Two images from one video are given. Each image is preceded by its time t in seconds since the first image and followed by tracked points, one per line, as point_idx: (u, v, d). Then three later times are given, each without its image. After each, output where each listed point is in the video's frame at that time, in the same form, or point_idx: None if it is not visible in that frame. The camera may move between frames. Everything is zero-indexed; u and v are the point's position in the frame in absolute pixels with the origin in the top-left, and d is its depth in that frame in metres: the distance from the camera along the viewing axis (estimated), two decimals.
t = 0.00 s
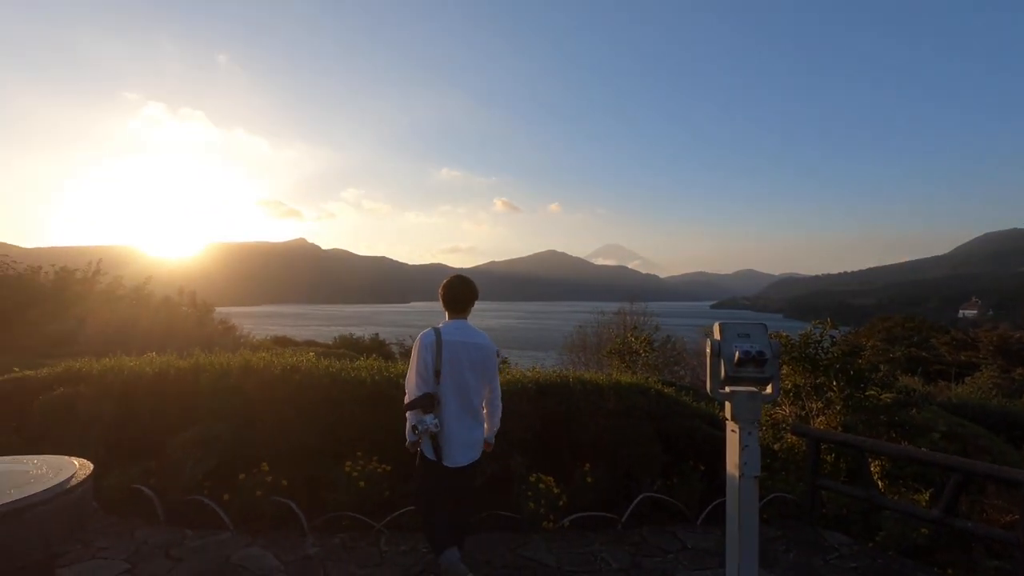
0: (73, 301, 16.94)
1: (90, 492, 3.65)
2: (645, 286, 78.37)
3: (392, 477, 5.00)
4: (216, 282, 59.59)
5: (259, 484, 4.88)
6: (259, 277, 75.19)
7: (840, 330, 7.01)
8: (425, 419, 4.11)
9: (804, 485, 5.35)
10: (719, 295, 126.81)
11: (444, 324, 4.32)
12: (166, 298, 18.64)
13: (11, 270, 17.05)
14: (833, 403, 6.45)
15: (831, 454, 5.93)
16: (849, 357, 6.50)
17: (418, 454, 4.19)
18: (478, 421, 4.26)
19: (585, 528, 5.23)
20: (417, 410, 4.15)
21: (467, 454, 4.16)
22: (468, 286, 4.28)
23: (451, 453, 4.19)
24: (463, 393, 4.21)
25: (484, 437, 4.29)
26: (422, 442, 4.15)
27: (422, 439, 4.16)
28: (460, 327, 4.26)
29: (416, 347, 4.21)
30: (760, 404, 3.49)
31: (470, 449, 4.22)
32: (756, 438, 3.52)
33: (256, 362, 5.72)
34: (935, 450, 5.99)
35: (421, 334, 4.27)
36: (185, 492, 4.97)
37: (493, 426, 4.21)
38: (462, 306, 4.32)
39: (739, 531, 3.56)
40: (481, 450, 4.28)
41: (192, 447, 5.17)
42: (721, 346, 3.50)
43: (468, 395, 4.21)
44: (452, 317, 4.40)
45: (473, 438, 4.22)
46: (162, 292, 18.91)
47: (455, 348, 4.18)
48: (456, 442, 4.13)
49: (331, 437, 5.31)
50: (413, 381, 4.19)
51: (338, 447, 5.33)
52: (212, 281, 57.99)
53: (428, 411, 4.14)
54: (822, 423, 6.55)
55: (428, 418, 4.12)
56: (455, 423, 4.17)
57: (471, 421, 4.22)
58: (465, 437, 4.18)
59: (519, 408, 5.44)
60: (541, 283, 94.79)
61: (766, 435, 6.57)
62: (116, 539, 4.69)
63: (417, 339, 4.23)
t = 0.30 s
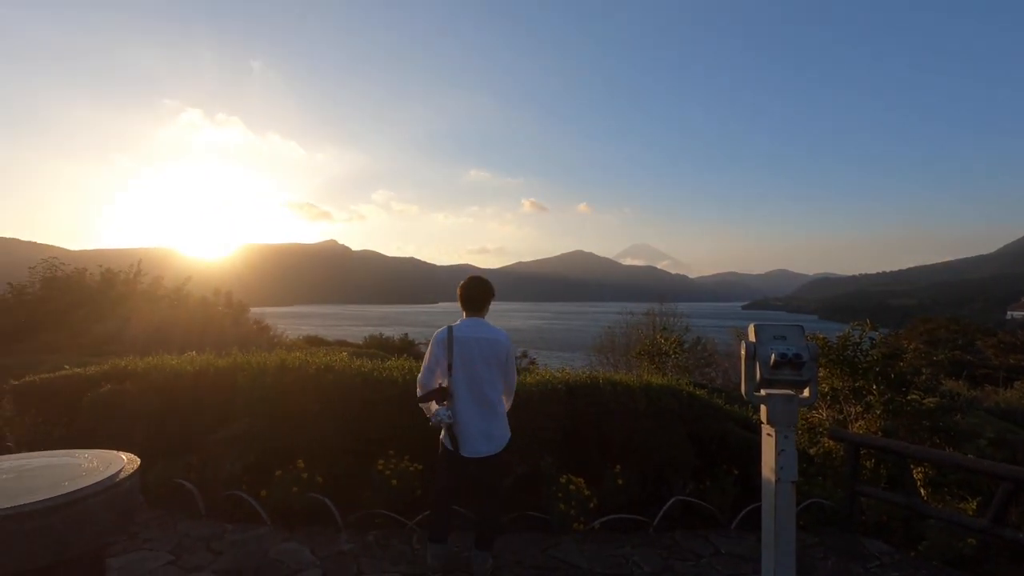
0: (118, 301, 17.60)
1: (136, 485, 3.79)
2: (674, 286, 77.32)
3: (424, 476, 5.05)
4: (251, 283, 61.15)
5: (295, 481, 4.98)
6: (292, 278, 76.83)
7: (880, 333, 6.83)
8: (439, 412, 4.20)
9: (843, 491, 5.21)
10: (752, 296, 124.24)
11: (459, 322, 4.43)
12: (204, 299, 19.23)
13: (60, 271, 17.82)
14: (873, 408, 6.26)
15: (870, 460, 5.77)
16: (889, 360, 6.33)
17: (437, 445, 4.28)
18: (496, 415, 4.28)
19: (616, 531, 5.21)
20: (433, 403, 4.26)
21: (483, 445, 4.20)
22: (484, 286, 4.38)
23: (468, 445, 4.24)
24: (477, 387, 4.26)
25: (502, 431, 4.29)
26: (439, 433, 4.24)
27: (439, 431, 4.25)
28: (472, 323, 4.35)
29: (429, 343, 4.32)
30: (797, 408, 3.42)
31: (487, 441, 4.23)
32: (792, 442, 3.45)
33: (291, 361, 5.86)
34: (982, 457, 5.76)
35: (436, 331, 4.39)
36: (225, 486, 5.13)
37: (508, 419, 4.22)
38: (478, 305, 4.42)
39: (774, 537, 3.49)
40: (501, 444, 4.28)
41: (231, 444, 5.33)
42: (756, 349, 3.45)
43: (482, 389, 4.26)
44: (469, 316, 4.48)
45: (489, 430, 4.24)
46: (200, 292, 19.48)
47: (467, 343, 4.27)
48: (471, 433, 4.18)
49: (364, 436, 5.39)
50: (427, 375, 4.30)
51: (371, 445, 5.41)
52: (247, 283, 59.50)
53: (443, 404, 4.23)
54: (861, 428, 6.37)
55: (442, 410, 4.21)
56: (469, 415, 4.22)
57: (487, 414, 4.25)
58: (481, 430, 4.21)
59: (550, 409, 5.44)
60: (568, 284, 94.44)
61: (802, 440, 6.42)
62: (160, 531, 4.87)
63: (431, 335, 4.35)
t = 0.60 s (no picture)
0: (150, 301, 18.08)
1: (171, 480, 3.90)
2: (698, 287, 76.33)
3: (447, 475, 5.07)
4: (277, 284, 62.23)
5: (321, 479, 5.06)
6: (316, 279, 77.97)
7: (913, 335, 6.66)
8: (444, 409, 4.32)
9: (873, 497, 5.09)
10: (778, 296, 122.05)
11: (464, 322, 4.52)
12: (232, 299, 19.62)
13: (96, 272, 18.39)
14: (906, 412, 6.10)
15: (903, 465, 5.63)
16: (923, 362, 6.17)
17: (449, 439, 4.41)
18: (498, 411, 4.29)
19: (640, 533, 5.18)
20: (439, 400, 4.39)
21: (485, 441, 4.24)
22: (487, 285, 4.46)
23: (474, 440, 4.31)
24: (477, 384, 4.31)
25: (505, 427, 4.29)
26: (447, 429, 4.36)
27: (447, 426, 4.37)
28: (473, 322, 4.40)
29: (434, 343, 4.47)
30: (827, 411, 3.36)
31: (490, 437, 4.26)
32: (822, 446, 3.38)
33: (317, 361, 5.94)
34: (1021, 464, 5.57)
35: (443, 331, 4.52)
36: (254, 483, 5.23)
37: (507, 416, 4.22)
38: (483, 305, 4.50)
39: (803, 542, 3.43)
40: (505, 440, 4.28)
41: (260, 442, 5.44)
42: (784, 350, 3.39)
43: (482, 385, 4.30)
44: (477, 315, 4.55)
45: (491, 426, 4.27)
46: (228, 292, 19.87)
47: (466, 341, 4.33)
48: (473, 429, 4.25)
49: (389, 435, 5.45)
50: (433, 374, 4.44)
51: (395, 444, 5.47)
52: (273, 283, 60.58)
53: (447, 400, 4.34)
54: (893, 432, 6.22)
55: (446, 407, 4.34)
56: (471, 411, 4.29)
57: (488, 410, 4.28)
58: (482, 426, 4.26)
59: (573, 410, 5.43)
60: (590, 284, 94.01)
61: (832, 444, 6.30)
62: (192, 526, 4.99)
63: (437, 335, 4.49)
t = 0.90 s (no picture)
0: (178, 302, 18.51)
1: (200, 476, 3.99)
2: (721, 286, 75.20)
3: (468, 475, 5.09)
4: (300, 285, 63.18)
5: (345, 477, 5.12)
6: (338, 279, 78.95)
7: (944, 337, 6.34)
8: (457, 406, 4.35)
9: (904, 503, 4.99)
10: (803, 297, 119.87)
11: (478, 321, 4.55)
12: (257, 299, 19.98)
13: (127, 273, 18.90)
14: (938, 415, 5.95)
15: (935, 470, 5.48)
16: (956, 364, 6.00)
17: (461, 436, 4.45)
18: (507, 409, 4.28)
19: (664, 535, 5.13)
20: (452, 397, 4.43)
21: (493, 439, 4.25)
22: (501, 285, 4.48)
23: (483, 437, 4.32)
24: (487, 382, 4.31)
25: (514, 425, 4.27)
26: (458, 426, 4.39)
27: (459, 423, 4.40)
28: (486, 322, 4.42)
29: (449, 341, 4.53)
30: (856, 413, 3.29)
31: (498, 435, 4.26)
32: (851, 449, 3.31)
33: (340, 360, 6.01)
34: None
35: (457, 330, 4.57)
36: (278, 480, 5.31)
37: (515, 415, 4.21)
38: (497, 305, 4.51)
39: (831, 548, 3.37)
40: (513, 439, 4.27)
41: (284, 440, 5.52)
42: (811, 351, 3.33)
43: (492, 383, 4.30)
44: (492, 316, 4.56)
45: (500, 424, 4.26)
46: (253, 291, 20.21)
47: (478, 339, 4.35)
48: (482, 426, 4.27)
49: (410, 435, 5.48)
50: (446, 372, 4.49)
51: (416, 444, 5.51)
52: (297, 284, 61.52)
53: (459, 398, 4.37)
54: (925, 436, 6.06)
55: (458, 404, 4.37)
56: (479, 409, 4.31)
57: (497, 408, 4.28)
58: (490, 424, 4.26)
59: (594, 410, 5.39)
60: (611, 284, 93.41)
61: (860, 448, 6.17)
62: (219, 522, 5.09)
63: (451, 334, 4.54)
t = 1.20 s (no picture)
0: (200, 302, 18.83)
1: (222, 474, 4.05)
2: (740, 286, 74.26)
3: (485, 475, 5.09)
4: (318, 285, 63.95)
5: (363, 476, 5.16)
6: (356, 280, 79.66)
7: (971, 338, 6.54)
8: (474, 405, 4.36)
9: (930, 508, 4.90)
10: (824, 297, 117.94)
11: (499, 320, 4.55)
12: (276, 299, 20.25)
13: (151, 274, 19.29)
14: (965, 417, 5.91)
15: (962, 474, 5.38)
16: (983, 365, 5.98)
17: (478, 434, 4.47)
18: (524, 410, 4.27)
19: (682, 537, 5.10)
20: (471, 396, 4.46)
21: (508, 439, 4.25)
22: (522, 285, 4.49)
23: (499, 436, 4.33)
24: (505, 382, 4.30)
25: (530, 427, 4.27)
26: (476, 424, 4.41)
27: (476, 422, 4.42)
28: (506, 323, 4.42)
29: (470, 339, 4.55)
30: (880, 416, 3.21)
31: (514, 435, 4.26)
32: (875, 453, 3.24)
33: (358, 361, 6.05)
34: None
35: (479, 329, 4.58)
36: (298, 479, 5.37)
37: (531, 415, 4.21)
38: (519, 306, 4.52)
39: (854, 553, 3.30)
40: (528, 440, 4.26)
41: (303, 439, 5.58)
42: (833, 353, 3.27)
43: (510, 383, 4.29)
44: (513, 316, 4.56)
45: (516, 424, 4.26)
46: (273, 292, 20.46)
47: (498, 339, 4.36)
48: (498, 425, 4.27)
49: (428, 435, 5.51)
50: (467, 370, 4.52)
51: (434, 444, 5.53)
52: (315, 285, 62.26)
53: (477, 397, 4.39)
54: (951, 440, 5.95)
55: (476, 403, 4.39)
56: (496, 408, 4.31)
57: (514, 408, 4.27)
58: (506, 424, 4.26)
59: (610, 412, 5.36)
60: (628, 284, 92.78)
61: (884, 452, 6.06)
62: (240, 519, 5.17)
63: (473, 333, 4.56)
